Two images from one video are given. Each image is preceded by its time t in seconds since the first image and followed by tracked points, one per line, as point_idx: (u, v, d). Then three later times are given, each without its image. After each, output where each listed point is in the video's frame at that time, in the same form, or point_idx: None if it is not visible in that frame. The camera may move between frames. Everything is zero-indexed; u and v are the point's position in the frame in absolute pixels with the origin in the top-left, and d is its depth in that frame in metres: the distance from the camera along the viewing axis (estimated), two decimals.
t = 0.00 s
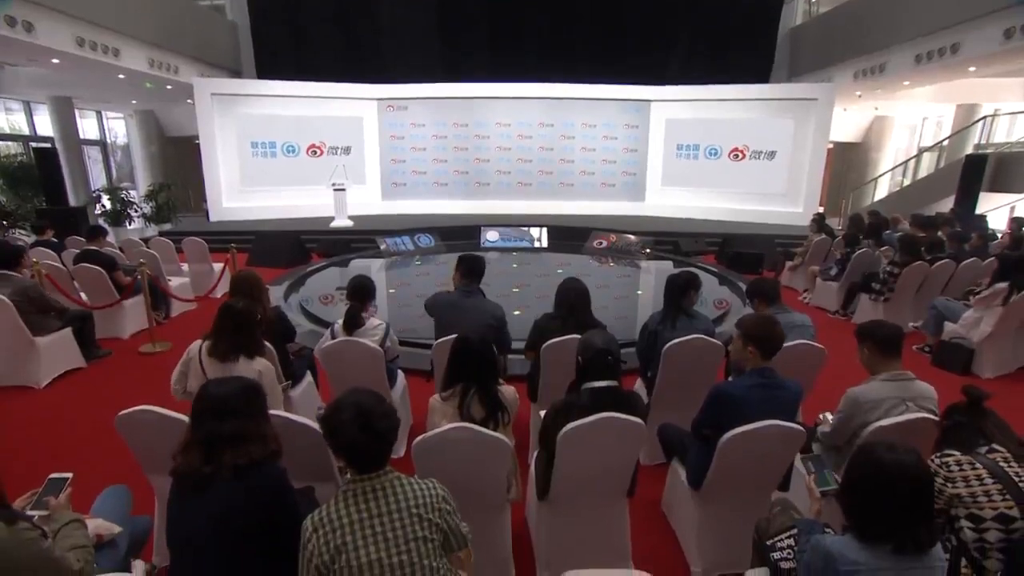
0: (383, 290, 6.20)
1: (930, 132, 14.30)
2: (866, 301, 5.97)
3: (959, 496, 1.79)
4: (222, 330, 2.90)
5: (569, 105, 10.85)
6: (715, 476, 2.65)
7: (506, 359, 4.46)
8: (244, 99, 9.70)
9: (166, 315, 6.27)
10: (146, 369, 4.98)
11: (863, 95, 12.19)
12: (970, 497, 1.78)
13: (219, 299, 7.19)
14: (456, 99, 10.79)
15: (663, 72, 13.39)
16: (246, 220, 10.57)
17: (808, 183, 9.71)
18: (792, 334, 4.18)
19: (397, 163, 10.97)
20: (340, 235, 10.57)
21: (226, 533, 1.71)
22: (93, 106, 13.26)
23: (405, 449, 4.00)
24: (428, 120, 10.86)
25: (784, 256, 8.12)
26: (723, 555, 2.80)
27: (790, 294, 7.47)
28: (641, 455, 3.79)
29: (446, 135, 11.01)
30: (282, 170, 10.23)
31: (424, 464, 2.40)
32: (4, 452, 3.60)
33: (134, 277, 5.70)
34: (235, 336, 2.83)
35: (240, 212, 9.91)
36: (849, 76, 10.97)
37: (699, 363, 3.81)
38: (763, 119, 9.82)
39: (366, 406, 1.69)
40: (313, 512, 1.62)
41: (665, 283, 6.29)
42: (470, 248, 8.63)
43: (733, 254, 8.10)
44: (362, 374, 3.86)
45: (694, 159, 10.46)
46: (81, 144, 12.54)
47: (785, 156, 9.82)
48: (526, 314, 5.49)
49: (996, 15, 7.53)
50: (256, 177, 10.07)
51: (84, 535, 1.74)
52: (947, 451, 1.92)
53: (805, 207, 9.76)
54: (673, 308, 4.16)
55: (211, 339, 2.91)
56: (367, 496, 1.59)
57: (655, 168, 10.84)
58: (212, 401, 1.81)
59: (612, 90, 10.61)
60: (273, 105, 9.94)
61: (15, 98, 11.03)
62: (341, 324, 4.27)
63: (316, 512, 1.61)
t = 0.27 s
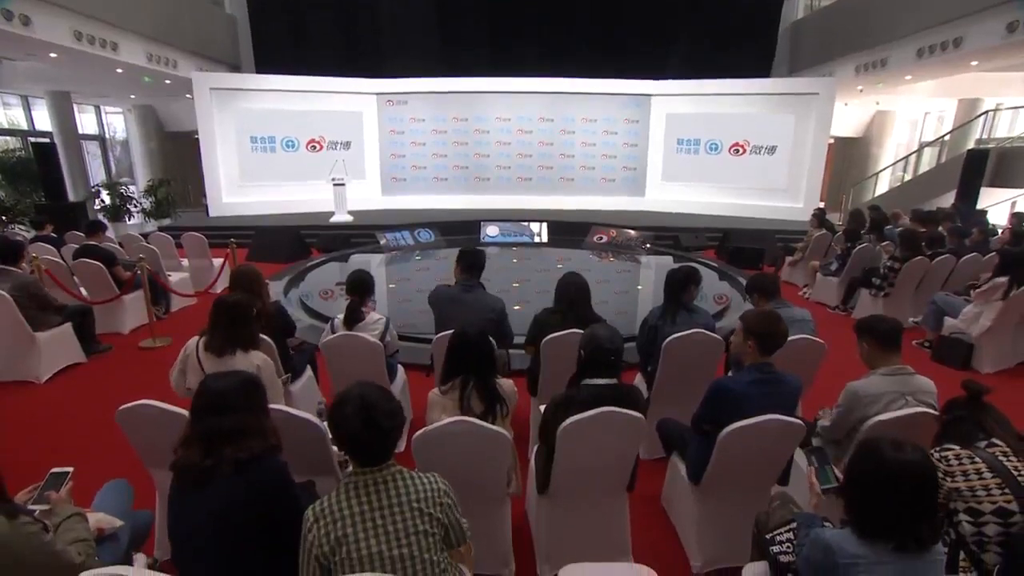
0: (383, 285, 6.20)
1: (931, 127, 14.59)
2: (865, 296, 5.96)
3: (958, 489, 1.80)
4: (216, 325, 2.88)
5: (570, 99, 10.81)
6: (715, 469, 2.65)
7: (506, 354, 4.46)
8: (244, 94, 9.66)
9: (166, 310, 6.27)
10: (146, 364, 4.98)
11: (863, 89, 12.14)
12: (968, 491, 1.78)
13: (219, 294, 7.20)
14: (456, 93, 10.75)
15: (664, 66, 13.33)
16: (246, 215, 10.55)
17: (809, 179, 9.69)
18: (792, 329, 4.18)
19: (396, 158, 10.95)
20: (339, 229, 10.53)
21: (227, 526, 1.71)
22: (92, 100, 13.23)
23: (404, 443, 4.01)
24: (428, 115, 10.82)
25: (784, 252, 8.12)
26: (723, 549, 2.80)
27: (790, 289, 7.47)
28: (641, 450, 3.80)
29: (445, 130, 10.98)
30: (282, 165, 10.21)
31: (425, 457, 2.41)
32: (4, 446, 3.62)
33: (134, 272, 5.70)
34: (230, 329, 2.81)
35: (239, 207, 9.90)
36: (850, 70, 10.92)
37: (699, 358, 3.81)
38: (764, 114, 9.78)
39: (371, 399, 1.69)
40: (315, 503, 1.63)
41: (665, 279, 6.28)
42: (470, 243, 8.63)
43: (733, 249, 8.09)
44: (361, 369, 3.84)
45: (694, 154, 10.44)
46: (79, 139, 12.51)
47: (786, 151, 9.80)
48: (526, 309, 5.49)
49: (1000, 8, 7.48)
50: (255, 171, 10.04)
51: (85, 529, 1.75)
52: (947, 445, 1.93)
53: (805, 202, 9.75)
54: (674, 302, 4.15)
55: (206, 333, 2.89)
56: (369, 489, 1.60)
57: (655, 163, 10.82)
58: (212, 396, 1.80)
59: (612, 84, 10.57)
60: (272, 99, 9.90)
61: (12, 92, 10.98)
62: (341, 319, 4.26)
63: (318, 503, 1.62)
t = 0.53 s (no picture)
0: (383, 285, 6.20)
1: (931, 126, 14.55)
2: (865, 296, 5.96)
3: (958, 489, 1.80)
4: (203, 325, 2.78)
5: (569, 99, 10.81)
6: (715, 470, 2.65)
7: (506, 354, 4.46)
8: (244, 94, 9.65)
9: (166, 310, 6.27)
10: (145, 365, 4.98)
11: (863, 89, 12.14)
12: (968, 491, 1.78)
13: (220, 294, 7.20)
14: (456, 93, 10.75)
15: (664, 66, 13.33)
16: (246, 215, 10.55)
17: (809, 179, 9.70)
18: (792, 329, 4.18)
19: (396, 158, 10.95)
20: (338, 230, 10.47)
21: (226, 526, 1.71)
22: (92, 100, 13.23)
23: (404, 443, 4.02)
24: (428, 115, 10.82)
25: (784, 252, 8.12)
26: (723, 549, 2.80)
27: (790, 289, 7.48)
28: (641, 450, 3.80)
29: (445, 130, 10.98)
30: (282, 165, 10.20)
31: (425, 457, 2.41)
32: (5, 446, 3.62)
33: (134, 272, 5.69)
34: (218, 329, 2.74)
35: (239, 207, 9.90)
36: (851, 70, 10.92)
37: (699, 358, 3.81)
38: (764, 114, 9.78)
39: (372, 400, 1.67)
40: (316, 502, 1.62)
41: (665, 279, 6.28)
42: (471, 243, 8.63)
43: (733, 249, 8.09)
44: (361, 369, 3.83)
45: (694, 154, 10.44)
46: (79, 139, 12.50)
47: (786, 152, 9.80)
48: (526, 309, 5.49)
49: (1000, 8, 7.47)
50: (255, 172, 10.04)
51: (85, 529, 1.75)
52: (948, 445, 1.92)
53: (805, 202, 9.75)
54: (674, 302, 4.15)
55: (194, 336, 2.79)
56: (370, 489, 1.59)
57: (655, 163, 10.82)
58: (214, 397, 1.83)
59: (612, 84, 10.57)
60: (272, 99, 9.89)
61: (12, 92, 10.98)
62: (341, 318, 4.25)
63: (318, 502, 1.62)
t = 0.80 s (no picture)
0: (382, 286, 6.20)
1: (930, 127, 14.60)
2: (865, 296, 5.96)
3: (957, 490, 1.80)
4: (190, 329, 2.73)
5: (569, 100, 10.82)
6: (716, 470, 2.65)
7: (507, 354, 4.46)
8: (243, 94, 9.65)
9: (166, 311, 6.27)
10: (145, 365, 4.98)
11: (863, 90, 12.15)
12: (968, 491, 1.78)
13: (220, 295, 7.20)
14: (456, 94, 10.75)
15: (663, 67, 13.34)
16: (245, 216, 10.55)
17: (808, 179, 9.70)
18: (792, 330, 4.19)
19: (396, 159, 10.96)
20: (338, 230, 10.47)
21: (227, 528, 1.71)
22: (91, 101, 13.23)
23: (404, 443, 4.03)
24: (428, 115, 10.83)
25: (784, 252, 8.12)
26: (724, 549, 2.80)
27: (789, 289, 7.49)
28: (641, 450, 3.80)
29: (445, 130, 10.98)
30: (281, 165, 10.20)
31: (426, 458, 2.41)
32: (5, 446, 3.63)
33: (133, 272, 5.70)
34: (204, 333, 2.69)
35: (239, 208, 9.90)
36: (850, 71, 10.93)
37: (699, 359, 3.81)
38: (764, 114, 9.79)
39: (372, 400, 1.67)
40: (316, 503, 1.62)
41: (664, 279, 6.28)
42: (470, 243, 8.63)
43: (733, 250, 8.09)
44: (360, 370, 3.82)
45: (694, 155, 10.45)
46: (79, 139, 12.50)
47: (786, 152, 9.81)
48: (526, 309, 5.50)
49: (998, 9, 7.49)
50: (255, 172, 10.04)
51: (85, 530, 1.74)
52: (949, 445, 1.92)
53: (805, 203, 9.77)
54: (674, 303, 4.15)
55: (186, 339, 2.74)
56: (371, 490, 1.59)
57: (654, 163, 10.83)
58: (220, 397, 1.82)
59: (612, 85, 10.58)
60: (272, 100, 9.89)
61: (11, 92, 10.98)
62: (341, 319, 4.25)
63: (318, 503, 1.61)
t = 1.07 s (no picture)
0: (383, 286, 6.21)
1: (930, 127, 14.64)
2: (865, 296, 5.96)
3: (958, 490, 1.80)
4: (192, 329, 2.73)
5: (569, 100, 10.82)
6: (717, 470, 2.65)
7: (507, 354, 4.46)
8: (243, 94, 9.65)
9: (165, 311, 6.27)
10: (145, 365, 4.98)
11: (863, 90, 12.16)
12: (968, 491, 1.78)
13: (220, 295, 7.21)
14: (456, 94, 10.75)
15: (663, 67, 13.35)
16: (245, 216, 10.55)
17: (809, 179, 9.70)
18: (792, 329, 4.19)
19: (396, 159, 10.96)
20: (338, 230, 10.47)
21: (228, 529, 1.71)
22: (91, 101, 13.23)
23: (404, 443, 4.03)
24: (428, 116, 10.83)
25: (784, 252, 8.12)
26: (724, 549, 2.80)
27: (789, 289, 7.49)
28: (641, 450, 3.80)
29: (445, 130, 10.99)
30: (282, 165, 10.20)
31: (426, 458, 2.41)
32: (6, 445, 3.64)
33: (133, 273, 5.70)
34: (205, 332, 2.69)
35: (239, 208, 9.91)
36: (850, 71, 10.94)
37: (699, 359, 3.81)
38: (764, 114, 9.80)
39: (368, 400, 1.67)
40: (314, 503, 1.62)
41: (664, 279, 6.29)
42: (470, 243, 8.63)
43: (732, 249, 8.10)
44: (360, 370, 3.81)
45: (694, 155, 10.45)
46: (79, 139, 12.50)
47: (786, 152, 9.81)
48: (526, 309, 5.50)
49: (998, 9, 7.49)
50: (254, 173, 10.03)
51: (84, 530, 1.74)
52: (949, 446, 1.92)
53: (804, 203, 9.77)
54: (674, 303, 4.15)
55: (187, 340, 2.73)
56: (370, 490, 1.59)
57: (654, 163, 10.83)
58: (227, 396, 1.82)
59: (612, 85, 10.58)
60: (272, 100, 9.89)
61: (11, 93, 10.97)
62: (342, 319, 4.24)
63: (317, 504, 1.61)
